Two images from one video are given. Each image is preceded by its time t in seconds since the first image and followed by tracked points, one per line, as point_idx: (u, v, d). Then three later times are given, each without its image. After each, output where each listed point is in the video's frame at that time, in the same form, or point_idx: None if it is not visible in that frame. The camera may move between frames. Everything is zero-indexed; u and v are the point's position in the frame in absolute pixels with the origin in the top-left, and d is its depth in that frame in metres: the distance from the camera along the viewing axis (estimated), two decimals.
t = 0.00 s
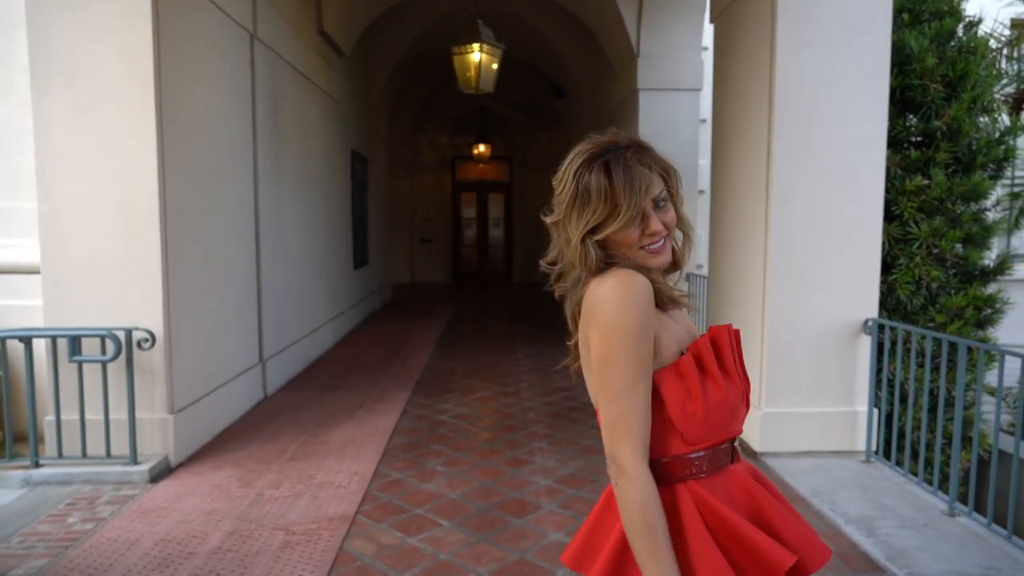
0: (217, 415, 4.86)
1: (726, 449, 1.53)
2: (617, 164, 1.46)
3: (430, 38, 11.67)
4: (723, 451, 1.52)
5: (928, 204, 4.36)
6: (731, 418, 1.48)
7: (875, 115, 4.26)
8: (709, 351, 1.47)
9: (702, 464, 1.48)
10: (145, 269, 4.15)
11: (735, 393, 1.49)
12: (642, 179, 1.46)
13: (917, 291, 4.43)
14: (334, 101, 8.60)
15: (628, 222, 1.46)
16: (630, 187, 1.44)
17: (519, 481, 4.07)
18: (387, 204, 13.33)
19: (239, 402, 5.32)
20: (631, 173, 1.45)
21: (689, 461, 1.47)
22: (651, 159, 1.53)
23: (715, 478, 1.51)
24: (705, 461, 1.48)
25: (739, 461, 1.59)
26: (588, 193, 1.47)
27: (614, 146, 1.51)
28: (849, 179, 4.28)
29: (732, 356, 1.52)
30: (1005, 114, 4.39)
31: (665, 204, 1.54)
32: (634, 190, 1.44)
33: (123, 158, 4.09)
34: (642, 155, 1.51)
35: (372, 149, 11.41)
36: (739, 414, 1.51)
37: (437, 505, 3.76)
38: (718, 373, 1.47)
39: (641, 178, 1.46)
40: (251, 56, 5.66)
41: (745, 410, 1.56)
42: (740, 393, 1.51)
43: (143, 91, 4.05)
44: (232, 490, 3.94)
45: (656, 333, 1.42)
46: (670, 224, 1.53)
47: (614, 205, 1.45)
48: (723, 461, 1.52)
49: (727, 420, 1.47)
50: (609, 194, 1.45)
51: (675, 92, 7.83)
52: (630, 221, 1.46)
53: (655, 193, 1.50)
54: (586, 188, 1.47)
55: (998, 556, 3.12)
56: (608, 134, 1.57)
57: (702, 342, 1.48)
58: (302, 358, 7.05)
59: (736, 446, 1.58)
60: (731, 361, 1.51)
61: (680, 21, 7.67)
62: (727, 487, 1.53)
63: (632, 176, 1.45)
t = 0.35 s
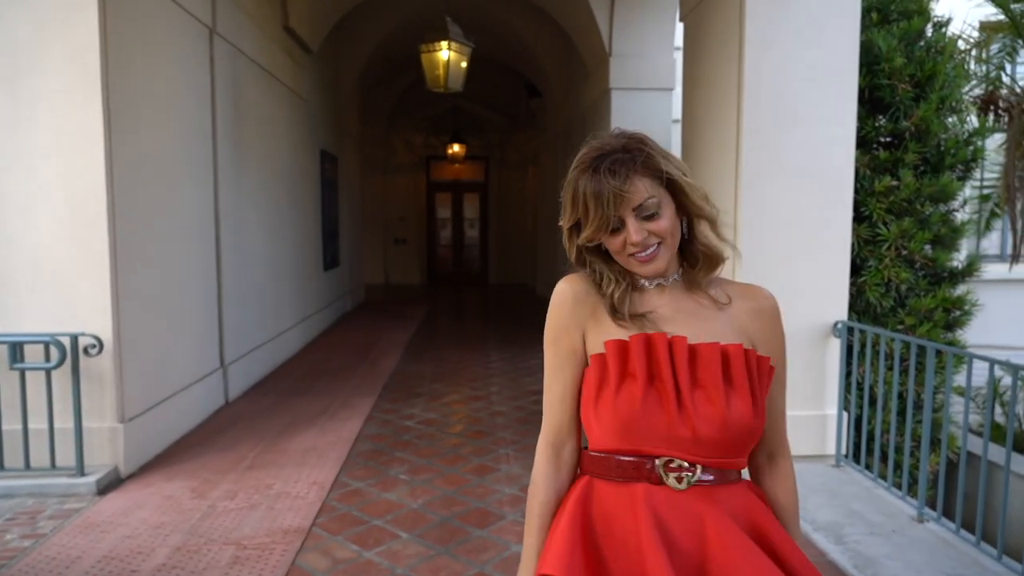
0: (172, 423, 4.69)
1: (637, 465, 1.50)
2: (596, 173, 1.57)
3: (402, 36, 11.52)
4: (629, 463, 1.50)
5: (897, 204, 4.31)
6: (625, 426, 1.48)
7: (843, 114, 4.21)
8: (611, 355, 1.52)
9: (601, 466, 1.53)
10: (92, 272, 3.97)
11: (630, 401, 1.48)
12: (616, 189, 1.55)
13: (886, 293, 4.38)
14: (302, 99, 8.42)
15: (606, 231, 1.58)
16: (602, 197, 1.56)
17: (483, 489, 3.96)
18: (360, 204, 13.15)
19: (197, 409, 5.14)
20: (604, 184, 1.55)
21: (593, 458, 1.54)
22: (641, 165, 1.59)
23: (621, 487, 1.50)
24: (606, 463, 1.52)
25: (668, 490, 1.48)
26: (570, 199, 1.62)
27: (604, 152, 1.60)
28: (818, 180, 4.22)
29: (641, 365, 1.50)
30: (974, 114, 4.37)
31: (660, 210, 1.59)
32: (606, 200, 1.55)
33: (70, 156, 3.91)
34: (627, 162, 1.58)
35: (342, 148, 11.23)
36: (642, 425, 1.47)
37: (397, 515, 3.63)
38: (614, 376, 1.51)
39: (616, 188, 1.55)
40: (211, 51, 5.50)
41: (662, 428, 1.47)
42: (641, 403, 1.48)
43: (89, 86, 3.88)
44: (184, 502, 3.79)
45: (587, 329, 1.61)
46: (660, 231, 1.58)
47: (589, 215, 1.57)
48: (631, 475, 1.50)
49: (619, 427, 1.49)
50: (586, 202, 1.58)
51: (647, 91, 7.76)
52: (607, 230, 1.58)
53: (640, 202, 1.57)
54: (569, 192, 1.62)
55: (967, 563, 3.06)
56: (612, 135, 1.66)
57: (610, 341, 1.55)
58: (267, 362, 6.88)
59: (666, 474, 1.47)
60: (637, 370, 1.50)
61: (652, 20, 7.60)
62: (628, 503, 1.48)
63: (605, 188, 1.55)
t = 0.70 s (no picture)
0: (135, 430, 4.52)
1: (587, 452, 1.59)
2: (616, 146, 1.48)
3: (382, 33, 11.36)
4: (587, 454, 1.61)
5: (881, 204, 4.22)
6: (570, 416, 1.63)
7: (825, 112, 4.12)
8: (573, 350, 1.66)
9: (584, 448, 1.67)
10: (47, 273, 3.80)
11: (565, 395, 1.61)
12: (626, 167, 1.44)
13: (869, 294, 4.30)
14: (278, 97, 8.25)
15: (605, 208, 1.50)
16: (612, 171, 1.46)
17: (456, 498, 3.83)
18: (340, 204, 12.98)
19: (163, 415, 4.97)
20: (619, 158, 1.45)
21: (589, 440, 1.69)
22: (666, 152, 1.44)
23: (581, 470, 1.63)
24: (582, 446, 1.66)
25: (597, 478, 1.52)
26: (588, 165, 1.54)
27: (637, 130, 1.49)
28: (800, 180, 4.13)
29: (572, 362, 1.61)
30: (957, 113, 4.37)
31: (665, 203, 1.44)
32: (614, 175, 1.46)
33: (22, 152, 3.74)
34: (654, 145, 1.45)
35: (321, 148, 11.05)
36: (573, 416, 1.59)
37: (366, 527, 3.49)
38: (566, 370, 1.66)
39: (626, 166, 1.44)
40: (178, 45, 5.33)
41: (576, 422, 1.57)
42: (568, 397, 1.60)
43: (43, 79, 3.71)
44: (143, 514, 3.63)
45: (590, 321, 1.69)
46: (655, 224, 1.44)
47: (595, 185, 1.51)
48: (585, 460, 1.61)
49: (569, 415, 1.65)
50: (597, 172, 1.51)
51: (629, 89, 7.66)
52: (608, 206, 1.50)
53: (646, 190, 1.44)
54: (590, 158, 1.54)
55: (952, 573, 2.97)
56: (664, 115, 1.52)
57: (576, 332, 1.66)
58: (240, 366, 6.71)
59: (592, 463, 1.53)
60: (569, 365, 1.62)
61: (634, 18, 7.50)
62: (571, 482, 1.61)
63: (617, 163, 1.46)
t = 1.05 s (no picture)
0: (106, 436, 4.36)
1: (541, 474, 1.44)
2: (598, 148, 1.37)
3: (368, 30, 11.20)
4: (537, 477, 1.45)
5: (874, 204, 4.13)
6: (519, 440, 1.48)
7: (816, 108, 4.03)
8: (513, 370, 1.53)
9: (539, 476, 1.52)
10: (11, 274, 3.64)
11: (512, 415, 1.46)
12: (600, 171, 1.34)
13: (862, 295, 4.20)
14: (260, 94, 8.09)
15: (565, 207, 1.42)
16: (586, 171, 1.37)
17: (439, 507, 3.70)
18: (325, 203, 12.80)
19: (136, 420, 4.81)
20: (597, 161, 1.35)
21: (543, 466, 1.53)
22: (645, 166, 1.35)
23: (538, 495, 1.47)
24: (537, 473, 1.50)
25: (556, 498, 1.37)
26: (567, 159, 1.44)
27: (624, 136, 1.39)
28: (792, 178, 4.03)
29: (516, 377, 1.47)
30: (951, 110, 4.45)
31: (627, 217, 1.35)
32: (585, 176, 1.36)
33: None
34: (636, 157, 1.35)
35: (306, 146, 10.88)
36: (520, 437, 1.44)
37: (344, 538, 3.34)
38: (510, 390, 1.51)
39: (600, 170, 1.34)
40: (152, 39, 5.17)
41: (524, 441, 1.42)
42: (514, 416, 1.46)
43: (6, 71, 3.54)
44: (110, 526, 3.47)
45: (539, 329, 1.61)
46: (611, 236, 1.35)
47: (566, 180, 1.41)
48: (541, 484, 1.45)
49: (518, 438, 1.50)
50: (571, 169, 1.41)
51: (617, 87, 7.55)
52: (570, 205, 1.41)
53: (612, 198, 1.35)
54: (569, 154, 1.44)
55: None
56: (656, 133, 1.42)
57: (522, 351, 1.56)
58: (220, 368, 6.54)
59: (550, 480, 1.38)
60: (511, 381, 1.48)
61: (622, 15, 7.39)
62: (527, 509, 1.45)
63: (593, 164, 1.36)
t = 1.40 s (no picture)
0: (81, 444, 4.20)
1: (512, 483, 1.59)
2: (527, 144, 1.67)
3: (357, 27, 11.05)
4: (515, 481, 1.59)
5: (874, 203, 4.01)
6: (502, 445, 1.57)
7: (815, 105, 3.91)
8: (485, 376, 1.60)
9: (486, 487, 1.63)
10: None
11: (507, 421, 1.56)
12: (535, 161, 1.64)
13: (861, 297, 4.09)
14: (245, 91, 7.91)
15: (510, 201, 1.67)
16: (518, 166, 1.65)
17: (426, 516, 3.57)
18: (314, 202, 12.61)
19: (113, 426, 4.65)
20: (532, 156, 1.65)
21: (481, 478, 1.64)
22: (572, 157, 1.68)
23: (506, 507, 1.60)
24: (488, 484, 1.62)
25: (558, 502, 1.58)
26: (494, 161, 1.71)
27: (542, 130, 1.71)
28: (789, 176, 3.92)
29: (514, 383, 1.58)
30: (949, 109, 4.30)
31: (566, 202, 1.67)
32: (520, 169, 1.65)
33: None
34: (561, 146, 1.68)
35: (293, 144, 10.70)
36: (518, 442, 1.56)
37: (326, 551, 3.20)
38: (487, 398, 1.59)
39: (533, 162, 1.65)
40: (131, 33, 5.01)
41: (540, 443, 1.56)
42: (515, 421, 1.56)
43: None
44: (81, 538, 3.31)
45: (482, 331, 1.70)
46: (556, 220, 1.65)
47: (503, 177, 1.67)
48: (512, 493, 1.59)
49: (498, 445, 1.57)
50: (504, 168, 1.68)
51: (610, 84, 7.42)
52: (510, 201, 1.68)
53: (550, 186, 1.66)
54: (495, 155, 1.71)
55: None
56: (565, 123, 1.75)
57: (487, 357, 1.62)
58: (204, 372, 6.38)
59: (552, 487, 1.58)
60: (509, 386, 1.58)
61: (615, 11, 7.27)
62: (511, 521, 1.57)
63: (524, 158, 1.65)
